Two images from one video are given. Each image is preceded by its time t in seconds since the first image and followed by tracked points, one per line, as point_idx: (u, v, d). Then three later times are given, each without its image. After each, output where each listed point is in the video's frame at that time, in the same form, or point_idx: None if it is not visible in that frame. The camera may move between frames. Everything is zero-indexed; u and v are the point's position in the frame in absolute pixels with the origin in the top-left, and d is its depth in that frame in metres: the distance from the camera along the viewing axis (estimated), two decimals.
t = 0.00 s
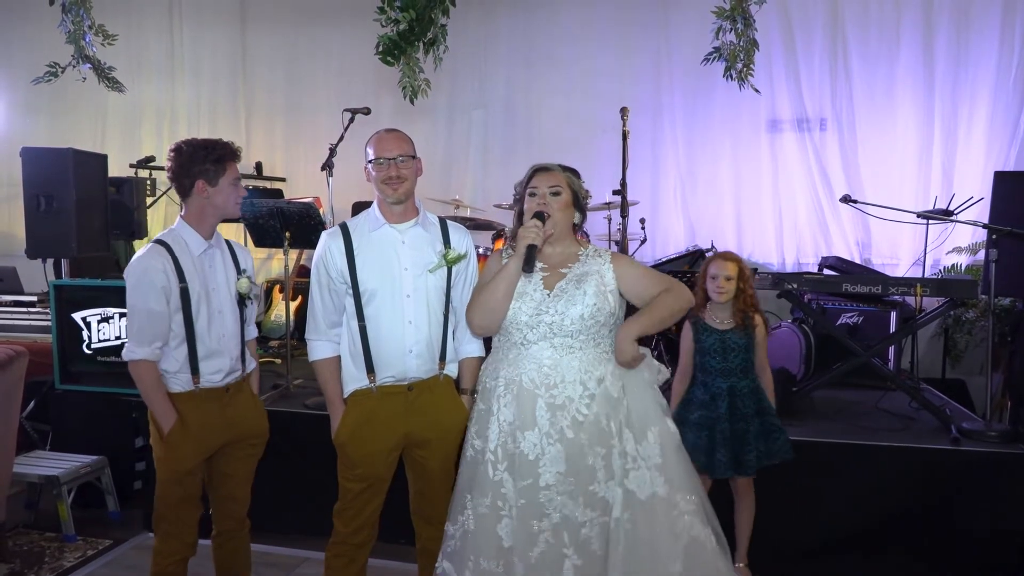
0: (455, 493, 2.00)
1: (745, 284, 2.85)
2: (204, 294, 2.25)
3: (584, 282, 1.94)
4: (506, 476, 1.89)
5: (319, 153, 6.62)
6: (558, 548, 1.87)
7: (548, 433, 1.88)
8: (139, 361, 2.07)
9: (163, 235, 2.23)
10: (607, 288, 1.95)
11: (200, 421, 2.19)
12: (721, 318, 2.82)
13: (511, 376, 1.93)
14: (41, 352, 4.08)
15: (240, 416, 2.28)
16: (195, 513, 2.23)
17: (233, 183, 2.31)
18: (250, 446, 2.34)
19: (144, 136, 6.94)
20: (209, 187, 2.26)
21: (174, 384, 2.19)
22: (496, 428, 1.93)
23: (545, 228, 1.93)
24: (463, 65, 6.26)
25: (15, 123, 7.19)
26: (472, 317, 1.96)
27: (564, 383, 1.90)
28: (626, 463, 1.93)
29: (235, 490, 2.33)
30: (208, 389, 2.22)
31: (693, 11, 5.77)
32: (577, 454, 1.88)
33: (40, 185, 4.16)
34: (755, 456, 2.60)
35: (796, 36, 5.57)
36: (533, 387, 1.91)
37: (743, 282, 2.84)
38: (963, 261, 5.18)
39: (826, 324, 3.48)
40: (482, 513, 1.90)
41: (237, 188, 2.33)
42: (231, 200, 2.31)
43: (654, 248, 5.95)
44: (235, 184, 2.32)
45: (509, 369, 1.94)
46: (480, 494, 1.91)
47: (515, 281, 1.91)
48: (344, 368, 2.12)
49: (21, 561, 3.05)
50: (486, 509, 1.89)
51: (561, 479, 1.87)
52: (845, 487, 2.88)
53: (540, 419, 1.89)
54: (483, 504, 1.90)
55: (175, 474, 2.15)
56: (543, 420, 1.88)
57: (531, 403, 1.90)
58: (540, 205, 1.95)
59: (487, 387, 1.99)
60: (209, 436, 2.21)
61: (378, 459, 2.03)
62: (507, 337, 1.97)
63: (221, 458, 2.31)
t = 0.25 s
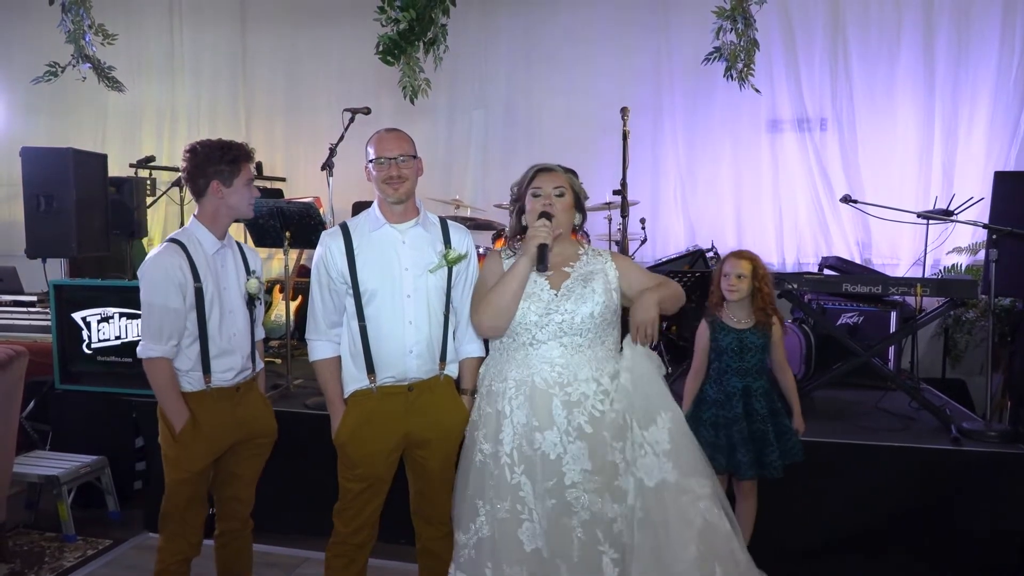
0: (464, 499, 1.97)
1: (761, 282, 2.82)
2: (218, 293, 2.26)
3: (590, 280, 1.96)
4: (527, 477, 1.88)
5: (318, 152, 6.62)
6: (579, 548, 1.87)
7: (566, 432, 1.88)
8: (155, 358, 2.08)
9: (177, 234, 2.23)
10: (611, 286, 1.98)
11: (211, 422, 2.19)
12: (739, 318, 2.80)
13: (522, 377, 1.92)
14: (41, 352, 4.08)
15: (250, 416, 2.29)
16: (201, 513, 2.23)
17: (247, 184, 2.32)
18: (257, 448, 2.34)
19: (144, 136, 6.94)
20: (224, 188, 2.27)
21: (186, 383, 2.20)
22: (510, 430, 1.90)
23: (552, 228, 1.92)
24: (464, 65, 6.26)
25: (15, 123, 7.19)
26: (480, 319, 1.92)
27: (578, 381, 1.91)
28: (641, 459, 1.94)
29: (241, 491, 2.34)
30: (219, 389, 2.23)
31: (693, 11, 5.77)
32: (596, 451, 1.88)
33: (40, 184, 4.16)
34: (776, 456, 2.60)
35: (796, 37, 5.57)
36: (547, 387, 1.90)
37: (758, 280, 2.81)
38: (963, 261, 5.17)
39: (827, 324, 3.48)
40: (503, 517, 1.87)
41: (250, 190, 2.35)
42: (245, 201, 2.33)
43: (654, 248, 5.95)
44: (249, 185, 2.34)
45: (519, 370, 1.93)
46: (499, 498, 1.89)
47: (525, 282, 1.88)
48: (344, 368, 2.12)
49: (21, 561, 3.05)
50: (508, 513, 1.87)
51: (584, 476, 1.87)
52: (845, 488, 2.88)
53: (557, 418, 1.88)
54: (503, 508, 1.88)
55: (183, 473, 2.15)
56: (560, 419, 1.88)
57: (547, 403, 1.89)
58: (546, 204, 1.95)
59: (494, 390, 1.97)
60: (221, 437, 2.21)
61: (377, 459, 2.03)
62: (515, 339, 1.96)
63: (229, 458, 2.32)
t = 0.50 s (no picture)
0: (467, 501, 1.95)
1: (763, 279, 2.78)
2: (221, 294, 2.26)
3: (592, 281, 1.97)
4: (531, 479, 1.87)
5: (318, 153, 6.62)
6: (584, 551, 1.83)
7: (569, 433, 1.88)
8: (158, 360, 2.08)
9: (179, 235, 2.24)
10: (613, 288, 2.00)
11: (215, 421, 2.19)
12: (742, 318, 2.78)
13: (527, 378, 1.93)
14: (41, 353, 4.08)
15: (254, 417, 2.29)
16: (204, 513, 2.23)
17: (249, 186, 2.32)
18: (261, 449, 2.34)
19: (144, 136, 6.94)
20: (227, 189, 2.28)
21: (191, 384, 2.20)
22: (514, 432, 1.90)
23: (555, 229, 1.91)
24: (463, 65, 6.26)
25: (14, 124, 7.19)
26: (483, 320, 1.92)
27: (581, 382, 1.91)
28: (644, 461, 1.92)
29: (244, 491, 2.34)
30: (223, 389, 2.23)
31: (692, 11, 5.77)
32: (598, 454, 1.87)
33: (40, 185, 4.16)
34: (773, 460, 2.61)
35: (796, 36, 5.57)
36: (551, 388, 1.90)
37: (761, 279, 2.77)
38: (963, 260, 5.17)
39: (826, 324, 3.47)
40: (509, 519, 1.86)
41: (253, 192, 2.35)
42: (247, 202, 2.33)
43: (654, 247, 5.95)
44: (252, 187, 2.34)
45: (524, 371, 1.93)
46: (504, 500, 1.87)
47: (528, 282, 1.87)
48: (343, 369, 2.12)
49: (21, 562, 3.05)
50: (512, 515, 1.86)
51: (586, 479, 1.85)
52: (845, 488, 2.88)
53: (561, 419, 1.88)
54: (508, 510, 1.86)
55: (187, 474, 2.15)
56: (564, 420, 1.88)
57: (551, 404, 1.89)
58: (547, 205, 1.95)
59: (498, 391, 1.96)
60: (224, 437, 2.21)
61: (379, 460, 2.03)
62: (519, 340, 1.96)
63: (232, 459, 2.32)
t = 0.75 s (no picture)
0: (463, 500, 1.95)
1: (764, 282, 2.73)
2: (222, 294, 2.26)
3: (591, 283, 1.98)
4: (526, 479, 1.87)
5: (319, 153, 6.63)
6: (572, 551, 1.85)
7: (565, 434, 1.88)
8: (160, 361, 2.08)
9: (179, 236, 2.24)
10: (611, 290, 2.01)
11: (218, 422, 2.19)
12: (739, 322, 2.73)
13: (525, 378, 1.93)
14: (42, 353, 4.08)
15: (257, 416, 2.29)
16: (205, 514, 2.23)
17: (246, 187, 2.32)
18: (263, 450, 2.34)
19: (145, 137, 6.94)
20: (225, 190, 2.28)
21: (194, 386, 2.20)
22: (511, 432, 1.90)
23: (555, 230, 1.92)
24: (463, 65, 6.26)
25: (14, 125, 7.19)
26: (483, 321, 1.92)
27: (578, 383, 1.92)
28: (638, 462, 1.93)
29: (246, 491, 2.34)
30: (226, 390, 2.23)
31: (693, 11, 5.77)
32: (593, 455, 1.89)
33: (40, 186, 4.16)
34: (769, 469, 2.54)
35: (795, 35, 5.57)
36: (548, 389, 1.91)
37: (761, 282, 2.72)
38: (963, 260, 5.17)
39: (826, 324, 3.47)
40: (504, 519, 1.86)
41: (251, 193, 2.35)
42: (246, 203, 2.33)
43: (654, 247, 5.95)
44: (250, 187, 2.34)
45: (522, 372, 1.93)
46: (499, 499, 1.87)
47: (528, 284, 1.87)
48: (343, 369, 2.12)
49: (22, 562, 3.05)
50: (507, 515, 1.86)
51: (580, 480, 1.86)
52: (845, 488, 2.88)
53: (557, 420, 1.89)
54: (503, 510, 1.86)
55: (189, 475, 2.16)
56: (560, 421, 1.89)
57: (547, 405, 1.90)
58: (549, 207, 1.95)
59: (496, 391, 1.96)
60: (226, 437, 2.21)
61: (380, 461, 2.03)
62: (517, 340, 1.96)
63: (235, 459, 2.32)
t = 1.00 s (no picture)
0: (461, 499, 1.96)
1: (765, 283, 2.70)
2: (222, 295, 2.26)
3: (591, 283, 1.98)
4: (522, 478, 1.88)
5: (319, 154, 6.63)
6: (569, 551, 1.85)
7: (561, 434, 1.89)
8: (160, 363, 2.08)
9: (179, 237, 2.24)
10: (611, 290, 2.00)
11: (219, 423, 2.19)
12: (738, 322, 2.68)
13: (523, 377, 1.93)
14: (42, 354, 4.08)
15: (258, 416, 2.29)
16: (206, 514, 2.23)
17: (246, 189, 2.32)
18: (265, 451, 2.34)
19: (145, 137, 6.95)
20: (225, 191, 2.28)
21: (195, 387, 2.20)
22: (508, 431, 1.91)
23: (555, 230, 1.93)
24: (464, 66, 6.26)
25: (15, 125, 7.20)
26: (482, 320, 1.92)
27: (575, 383, 1.92)
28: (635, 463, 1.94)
29: (247, 491, 2.34)
30: (227, 390, 2.23)
31: (693, 11, 5.77)
32: (589, 455, 1.89)
33: (41, 186, 4.16)
34: (773, 469, 2.52)
35: (795, 36, 5.57)
36: (546, 388, 1.91)
37: (762, 282, 2.70)
38: (963, 260, 5.17)
39: (827, 324, 3.47)
40: (500, 517, 1.87)
41: (251, 194, 2.34)
42: (245, 204, 2.33)
43: (654, 248, 5.95)
44: (250, 189, 2.34)
45: (520, 371, 1.94)
46: (495, 497, 1.88)
47: (527, 283, 1.87)
48: (343, 370, 2.12)
49: (22, 563, 3.05)
50: (503, 513, 1.87)
51: (576, 480, 1.87)
52: (845, 488, 2.88)
53: (554, 420, 1.89)
54: (499, 508, 1.87)
55: (190, 475, 2.16)
56: (557, 421, 1.89)
57: (544, 405, 1.90)
58: (549, 206, 1.95)
59: (494, 390, 1.97)
60: (227, 437, 2.21)
61: (381, 461, 2.03)
62: (516, 339, 1.96)
63: (236, 459, 2.32)
